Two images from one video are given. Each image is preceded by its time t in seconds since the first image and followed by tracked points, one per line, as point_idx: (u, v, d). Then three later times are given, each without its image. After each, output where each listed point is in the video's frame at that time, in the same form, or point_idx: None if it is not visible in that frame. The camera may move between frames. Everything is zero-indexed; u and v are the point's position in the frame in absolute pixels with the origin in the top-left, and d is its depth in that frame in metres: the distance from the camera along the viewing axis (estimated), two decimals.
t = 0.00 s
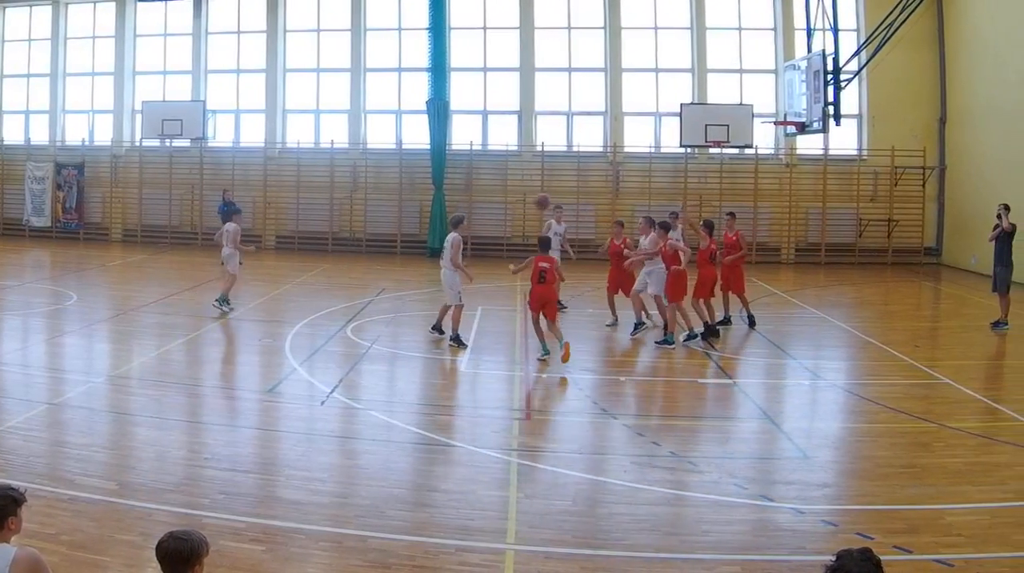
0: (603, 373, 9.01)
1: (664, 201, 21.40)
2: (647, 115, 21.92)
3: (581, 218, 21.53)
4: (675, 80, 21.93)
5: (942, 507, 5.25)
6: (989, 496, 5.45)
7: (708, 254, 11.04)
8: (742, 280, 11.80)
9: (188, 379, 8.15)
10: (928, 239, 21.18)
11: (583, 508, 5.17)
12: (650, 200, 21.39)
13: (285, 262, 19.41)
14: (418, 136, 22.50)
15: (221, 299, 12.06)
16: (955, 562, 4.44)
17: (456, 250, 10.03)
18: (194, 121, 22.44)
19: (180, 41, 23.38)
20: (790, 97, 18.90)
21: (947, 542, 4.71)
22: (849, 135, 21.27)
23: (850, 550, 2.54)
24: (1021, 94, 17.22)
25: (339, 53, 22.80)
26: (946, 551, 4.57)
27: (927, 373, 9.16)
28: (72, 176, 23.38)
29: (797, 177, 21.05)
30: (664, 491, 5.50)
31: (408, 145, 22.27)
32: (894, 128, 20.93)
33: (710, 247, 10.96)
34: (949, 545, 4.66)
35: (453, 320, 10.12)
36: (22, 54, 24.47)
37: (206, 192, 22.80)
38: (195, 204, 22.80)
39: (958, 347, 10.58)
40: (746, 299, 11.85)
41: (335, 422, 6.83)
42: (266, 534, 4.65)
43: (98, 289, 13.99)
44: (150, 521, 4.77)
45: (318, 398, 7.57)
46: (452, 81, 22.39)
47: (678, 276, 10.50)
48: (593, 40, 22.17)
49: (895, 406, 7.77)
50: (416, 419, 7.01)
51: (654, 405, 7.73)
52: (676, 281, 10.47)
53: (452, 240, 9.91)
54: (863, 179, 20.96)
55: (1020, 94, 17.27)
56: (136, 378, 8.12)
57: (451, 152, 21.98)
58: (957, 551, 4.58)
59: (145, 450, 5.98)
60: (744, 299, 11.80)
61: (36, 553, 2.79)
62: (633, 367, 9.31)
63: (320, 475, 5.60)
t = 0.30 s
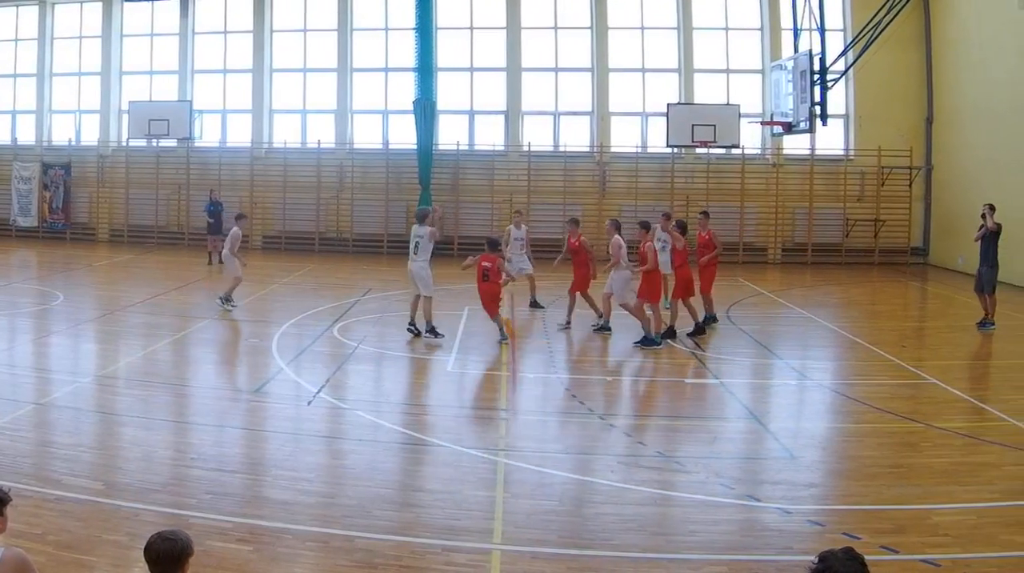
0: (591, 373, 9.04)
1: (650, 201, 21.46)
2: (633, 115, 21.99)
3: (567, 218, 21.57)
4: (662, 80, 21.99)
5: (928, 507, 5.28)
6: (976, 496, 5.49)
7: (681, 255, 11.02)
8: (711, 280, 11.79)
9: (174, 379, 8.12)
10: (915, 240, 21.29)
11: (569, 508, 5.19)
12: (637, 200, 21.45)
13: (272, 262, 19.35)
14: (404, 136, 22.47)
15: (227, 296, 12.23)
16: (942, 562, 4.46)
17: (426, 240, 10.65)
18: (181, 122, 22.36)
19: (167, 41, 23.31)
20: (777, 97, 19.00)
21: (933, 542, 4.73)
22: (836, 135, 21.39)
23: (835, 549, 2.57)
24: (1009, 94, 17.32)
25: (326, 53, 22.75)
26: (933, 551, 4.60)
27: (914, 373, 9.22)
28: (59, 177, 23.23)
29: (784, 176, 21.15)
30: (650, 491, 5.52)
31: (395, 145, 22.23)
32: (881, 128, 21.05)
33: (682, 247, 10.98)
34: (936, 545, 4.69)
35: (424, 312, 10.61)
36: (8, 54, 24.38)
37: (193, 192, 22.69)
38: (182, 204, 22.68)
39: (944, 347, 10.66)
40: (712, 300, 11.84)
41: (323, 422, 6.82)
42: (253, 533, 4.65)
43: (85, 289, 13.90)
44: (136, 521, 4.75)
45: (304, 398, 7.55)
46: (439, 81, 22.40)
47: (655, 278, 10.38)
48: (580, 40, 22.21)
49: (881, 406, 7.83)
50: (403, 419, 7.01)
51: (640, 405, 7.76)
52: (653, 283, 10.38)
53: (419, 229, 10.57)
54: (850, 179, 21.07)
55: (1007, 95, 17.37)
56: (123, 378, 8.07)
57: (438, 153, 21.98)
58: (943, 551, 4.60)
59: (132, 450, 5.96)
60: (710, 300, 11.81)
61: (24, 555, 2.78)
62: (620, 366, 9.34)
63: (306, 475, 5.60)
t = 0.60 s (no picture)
0: (578, 373, 9.05)
1: (638, 201, 21.51)
2: (621, 116, 22.03)
3: (556, 218, 21.59)
4: (650, 81, 22.05)
5: (916, 507, 5.32)
6: (963, 495, 5.53)
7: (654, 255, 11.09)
8: (686, 280, 11.89)
9: (162, 379, 8.09)
10: (902, 240, 21.41)
11: (557, 508, 5.21)
12: (625, 200, 21.49)
13: (260, 262, 19.28)
14: (393, 136, 22.44)
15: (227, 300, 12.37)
16: (930, 562, 4.49)
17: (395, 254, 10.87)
18: (169, 122, 22.30)
19: (155, 42, 23.25)
20: (765, 97, 19.08)
21: (921, 542, 4.77)
22: (824, 135, 21.49)
23: (823, 550, 2.57)
24: (996, 95, 17.41)
25: (314, 53, 22.70)
26: (920, 551, 4.63)
27: (901, 373, 9.29)
28: (47, 177, 23.12)
29: (772, 176, 21.24)
30: (639, 491, 5.54)
31: (383, 145, 22.19)
32: (869, 128, 21.16)
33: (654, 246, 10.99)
34: (923, 545, 4.72)
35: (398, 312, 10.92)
36: None
37: (181, 192, 22.59)
38: (170, 204, 22.58)
39: (930, 347, 10.74)
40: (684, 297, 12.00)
41: (311, 422, 6.81)
42: (241, 533, 4.64)
43: (73, 289, 13.83)
44: (125, 521, 4.74)
45: (293, 398, 7.54)
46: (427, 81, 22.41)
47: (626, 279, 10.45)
48: (568, 40, 22.24)
49: (869, 406, 7.88)
50: (391, 419, 7.01)
51: (629, 405, 7.78)
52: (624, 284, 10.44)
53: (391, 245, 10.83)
54: (838, 179, 21.17)
55: (993, 96, 17.47)
56: (111, 378, 8.04)
57: (426, 153, 21.99)
58: (931, 551, 4.64)
59: (120, 450, 5.93)
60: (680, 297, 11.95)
61: (12, 554, 2.77)
62: (609, 366, 9.37)
63: (295, 475, 5.59)
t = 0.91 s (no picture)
0: (566, 373, 9.07)
1: (625, 200, 21.56)
2: (608, 116, 22.08)
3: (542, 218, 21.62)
4: (637, 80, 22.10)
5: (903, 507, 5.36)
6: (949, 495, 5.57)
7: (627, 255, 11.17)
8: (669, 279, 11.92)
9: (149, 379, 8.05)
10: (888, 240, 21.53)
11: (544, 508, 5.22)
12: (612, 200, 21.53)
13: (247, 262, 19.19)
14: (379, 136, 22.40)
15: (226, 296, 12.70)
16: (917, 562, 4.52)
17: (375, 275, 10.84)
18: (156, 122, 22.22)
19: (142, 42, 23.18)
20: (751, 97, 19.18)
21: (908, 542, 4.80)
22: (811, 135, 21.59)
23: (809, 551, 2.57)
24: (981, 95, 17.53)
25: (301, 52, 22.64)
26: (908, 551, 4.66)
27: (887, 373, 9.35)
28: (33, 176, 23.00)
29: (759, 176, 21.33)
30: (626, 491, 5.57)
31: (370, 145, 22.14)
32: (856, 128, 21.27)
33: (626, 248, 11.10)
34: (910, 545, 4.75)
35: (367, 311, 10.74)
36: None
37: (167, 192, 22.47)
38: (157, 204, 22.46)
39: (917, 347, 10.82)
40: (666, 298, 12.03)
41: (298, 422, 6.80)
42: (228, 533, 4.63)
43: (59, 289, 13.74)
44: (111, 521, 4.72)
45: (279, 398, 7.52)
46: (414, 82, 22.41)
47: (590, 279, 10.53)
48: (555, 40, 22.27)
49: (856, 406, 7.94)
50: (378, 419, 7.01)
51: (616, 405, 7.80)
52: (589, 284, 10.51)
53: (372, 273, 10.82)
54: (824, 180, 21.28)
55: (980, 96, 17.54)
56: (97, 378, 7.99)
57: (412, 153, 21.99)
58: (918, 551, 4.67)
59: (107, 451, 5.90)
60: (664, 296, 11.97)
61: None
62: (596, 366, 9.39)
63: (281, 475, 5.58)
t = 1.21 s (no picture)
0: (554, 373, 9.09)
1: (612, 201, 21.61)
2: (595, 116, 22.12)
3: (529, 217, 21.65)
4: (624, 80, 22.15)
5: (888, 507, 5.40)
6: (936, 496, 5.61)
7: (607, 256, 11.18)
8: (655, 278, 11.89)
9: (135, 379, 8.02)
10: (875, 240, 21.66)
11: (531, 508, 5.24)
12: (598, 200, 21.57)
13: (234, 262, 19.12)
14: (366, 136, 22.34)
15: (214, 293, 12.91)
16: (903, 562, 4.56)
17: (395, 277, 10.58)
18: (143, 122, 22.15)
19: (128, 42, 23.12)
20: (738, 97, 19.26)
21: (895, 542, 4.84)
22: (798, 135, 21.70)
23: (797, 550, 2.54)
24: (966, 96, 17.65)
25: (287, 52, 22.58)
26: (894, 551, 4.70)
27: (874, 373, 9.42)
28: (20, 177, 22.91)
29: (746, 176, 21.43)
30: (612, 491, 5.59)
31: (357, 145, 22.09)
32: (842, 128, 21.38)
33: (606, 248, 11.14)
34: (896, 545, 4.79)
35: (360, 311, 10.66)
36: None
37: (154, 192, 22.38)
38: (144, 204, 22.36)
39: (903, 347, 10.91)
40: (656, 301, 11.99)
41: (284, 422, 6.79)
42: (214, 533, 4.62)
43: (46, 289, 13.66)
44: (97, 521, 4.70)
45: (266, 398, 7.50)
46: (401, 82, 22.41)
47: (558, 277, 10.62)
48: (542, 40, 22.31)
49: (843, 406, 8.00)
50: (364, 419, 7.00)
51: (603, 405, 7.83)
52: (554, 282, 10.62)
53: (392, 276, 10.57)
54: (810, 180, 21.39)
55: (966, 96, 17.62)
56: (84, 379, 7.95)
57: (399, 153, 22.00)
58: (904, 551, 4.70)
59: (94, 450, 5.88)
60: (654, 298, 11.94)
61: None
62: (583, 366, 9.41)
63: (268, 475, 5.57)
